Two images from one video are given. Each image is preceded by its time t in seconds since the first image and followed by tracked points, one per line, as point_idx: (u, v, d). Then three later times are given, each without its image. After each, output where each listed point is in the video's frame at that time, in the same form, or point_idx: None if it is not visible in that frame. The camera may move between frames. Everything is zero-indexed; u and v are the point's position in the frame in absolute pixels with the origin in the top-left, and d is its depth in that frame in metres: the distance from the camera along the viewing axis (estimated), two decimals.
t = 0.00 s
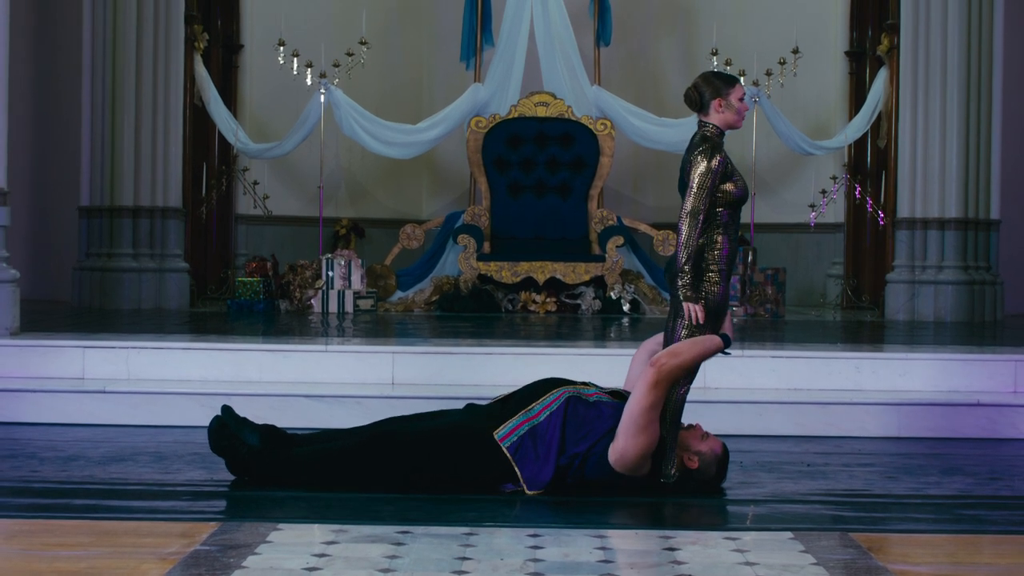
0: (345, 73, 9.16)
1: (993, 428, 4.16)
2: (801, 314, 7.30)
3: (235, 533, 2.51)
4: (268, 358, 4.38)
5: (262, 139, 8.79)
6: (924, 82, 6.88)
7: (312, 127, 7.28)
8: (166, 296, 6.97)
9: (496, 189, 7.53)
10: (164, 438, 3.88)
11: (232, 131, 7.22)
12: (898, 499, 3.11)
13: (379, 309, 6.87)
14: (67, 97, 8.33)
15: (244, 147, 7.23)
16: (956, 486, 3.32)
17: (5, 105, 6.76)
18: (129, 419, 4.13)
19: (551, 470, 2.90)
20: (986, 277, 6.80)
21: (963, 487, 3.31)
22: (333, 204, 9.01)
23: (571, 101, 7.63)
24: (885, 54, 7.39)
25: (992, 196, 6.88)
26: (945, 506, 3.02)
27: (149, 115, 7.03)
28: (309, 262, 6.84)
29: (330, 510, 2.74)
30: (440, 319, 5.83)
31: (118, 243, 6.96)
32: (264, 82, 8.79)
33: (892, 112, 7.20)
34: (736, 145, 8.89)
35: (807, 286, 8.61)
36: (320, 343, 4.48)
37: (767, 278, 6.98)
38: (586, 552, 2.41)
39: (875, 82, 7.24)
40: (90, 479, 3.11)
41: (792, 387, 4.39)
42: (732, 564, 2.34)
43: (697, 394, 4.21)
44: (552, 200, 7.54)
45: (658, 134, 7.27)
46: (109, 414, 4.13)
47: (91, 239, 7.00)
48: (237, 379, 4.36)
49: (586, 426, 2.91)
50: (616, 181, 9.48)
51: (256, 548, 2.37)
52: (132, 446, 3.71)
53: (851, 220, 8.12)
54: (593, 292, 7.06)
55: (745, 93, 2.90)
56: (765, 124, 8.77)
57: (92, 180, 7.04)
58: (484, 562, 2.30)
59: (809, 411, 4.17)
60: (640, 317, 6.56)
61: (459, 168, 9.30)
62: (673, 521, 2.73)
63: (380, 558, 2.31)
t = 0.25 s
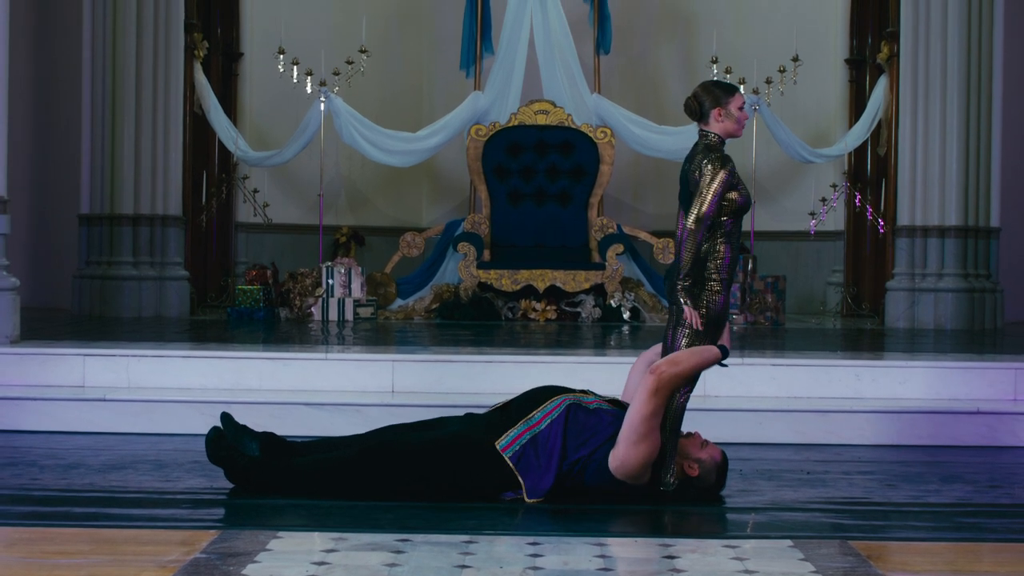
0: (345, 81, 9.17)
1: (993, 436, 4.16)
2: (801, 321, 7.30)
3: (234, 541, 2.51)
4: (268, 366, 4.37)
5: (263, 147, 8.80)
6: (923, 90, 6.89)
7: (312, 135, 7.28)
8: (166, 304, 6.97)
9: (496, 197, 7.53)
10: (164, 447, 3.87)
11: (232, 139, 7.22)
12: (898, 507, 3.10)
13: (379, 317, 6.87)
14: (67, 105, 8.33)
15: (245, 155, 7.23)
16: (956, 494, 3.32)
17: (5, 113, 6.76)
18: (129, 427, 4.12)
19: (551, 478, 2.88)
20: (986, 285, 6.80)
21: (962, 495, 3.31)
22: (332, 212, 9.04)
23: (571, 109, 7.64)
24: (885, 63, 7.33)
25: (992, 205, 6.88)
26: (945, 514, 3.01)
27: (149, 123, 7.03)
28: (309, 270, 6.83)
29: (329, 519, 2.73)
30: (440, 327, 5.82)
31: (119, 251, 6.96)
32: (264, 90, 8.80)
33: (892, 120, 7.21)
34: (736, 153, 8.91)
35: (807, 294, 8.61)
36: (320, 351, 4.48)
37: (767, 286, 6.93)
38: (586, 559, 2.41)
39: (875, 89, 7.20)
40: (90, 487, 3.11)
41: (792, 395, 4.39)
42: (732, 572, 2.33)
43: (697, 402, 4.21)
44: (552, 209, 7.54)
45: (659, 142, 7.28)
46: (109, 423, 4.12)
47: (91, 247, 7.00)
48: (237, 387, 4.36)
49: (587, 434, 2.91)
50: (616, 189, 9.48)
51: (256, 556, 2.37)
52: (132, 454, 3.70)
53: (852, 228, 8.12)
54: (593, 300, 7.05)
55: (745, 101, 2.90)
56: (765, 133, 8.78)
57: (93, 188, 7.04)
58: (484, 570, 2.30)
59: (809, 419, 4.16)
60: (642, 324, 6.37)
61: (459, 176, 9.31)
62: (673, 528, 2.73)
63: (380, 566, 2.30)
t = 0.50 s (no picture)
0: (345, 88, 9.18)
1: (992, 442, 4.17)
2: (800, 328, 7.30)
3: (233, 547, 2.50)
4: (267, 373, 4.38)
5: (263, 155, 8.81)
6: (922, 97, 6.89)
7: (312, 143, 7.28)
8: (166, 311, 6.98)
9: (496, 205, 7.53)
10: (164, 453, 3.87)
11: (232, 146, 7.23)
12: (896, 514, 3.10)
13: (379, 324, 6.87)
14: (67, 113, 8.35)
15: (244, 162, 7.24)
16: (955, 501, 3.32)
17: (6, 121, 6.77)
18: (128, 435, 4.12)
19: (551, 485, 2.90)
20: (985, 292, 6.80)
21: (961, 502, 3.31)
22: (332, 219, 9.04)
23: (571, 117, 7.67)
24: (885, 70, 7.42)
25: (991, 212, 6.89)
26: (943, 521, 3.01)
27: (149, 130, 7.04)
28: (309, 277, 6.83)
29: (328, 525, 2.73)
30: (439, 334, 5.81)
31: (118, 259, 6.96)
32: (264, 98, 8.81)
33: (892, 127, 7.21)
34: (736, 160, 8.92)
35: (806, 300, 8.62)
36: (320, 358, 4.48)
37: (767, 293, 6.94)
38: (584, 566, 2.41)
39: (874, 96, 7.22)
40: (89, 494, 3.11)
41: (791, 401, 4.39)
42: None
43: (696, 409, 4.21)
44: (552, 216, 7.55)
45: (659, 150, 7.28)
46: (108, 430, 4.12)
47: (91, 254, 7.00)
48: (236, 394, 4.36)
49: (588, 442, 2.90)
50: (616, 197, 9.49)
51: (254, 563, 2.37)
52: (131, 461, 3.70)
53: (851, 235, 8.13)
54: (592, 307, 7.04)
55: (744, 109, 2.91)
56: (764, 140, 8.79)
57: (93, 196, 7.05)
58: None
59: (808, 426, 4.17)
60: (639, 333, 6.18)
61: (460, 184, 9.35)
62: (672, 535, 2.73)
63: (378, 573, 2.30)
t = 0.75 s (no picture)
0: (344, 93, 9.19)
1: (990, 447, 4.18)
2: (799, 333, 7.30)
3: (230, 551, 2.50)
4: (266, 378, 4.38)
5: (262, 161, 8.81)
6: (922, 102, 6.90)
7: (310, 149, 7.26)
8: (166, 316, 6.97)
9: (495, 210, 7.52)
10: (163, 458, 3.87)
11: (232, 152, 7.24)
12: (895, 518, 3.10)
13: (379, 330, 6.87)
14: (66, 119, 8.35)
15: (244, 168, 7.24)
16: (953, 505, 3.32)
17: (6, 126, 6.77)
18: (127, 440, 4.12)
19: (552, 489, 2.89)
20: (985, 297, 6.80)
21: (960, 506, 3.31)
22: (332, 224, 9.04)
23: (571, 122, 7.67)
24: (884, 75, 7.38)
25: (991, 218, 6.89)
26: (941, 524, 3.01)
27: (148, 135, 7.04)
28: (308, 282, 6.80)
29: (325, 529, 2.73)
30: (439, 339, 5.81)
31: (118, 264, 6.96)
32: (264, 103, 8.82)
33: (891, 133, 7.21)
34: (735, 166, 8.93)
35: (806, 305, 8.64)
36: (319, 363, 4.48)
37: (766, 299, 6.96)
38: (582, 570, 2.40)
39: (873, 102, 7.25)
40: (87, 498, 3.10)
41: (790, 406, 4.40)
42: None
43: (695, 414, 4.22)
44: (552, 221, 7.54)
45: (658, 155, 7.29)
46: (107, 435, 4.12)
47: (91, 260, 7.00)
48: (235, 399, 4.37)
49: (589, 444, 2.91)
50: (616, 202, 9.49)
51: (252, 566, 2.36)
52: (130, 465, 3.70)
53: (851, 241, 8.13)
54: (592, 312, 7.03)
55: (747, 114, 2.94)
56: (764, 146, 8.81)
57: (93, 202, 7.06)
58: None
59: (807, 431, 4.18)
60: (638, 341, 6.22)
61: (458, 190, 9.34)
62: (670, 538, 2.72)
63: None
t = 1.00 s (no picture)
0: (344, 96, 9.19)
1: (988, 450, 4.19)
2: (797, 336, 7.31)
3: (227, 553, 2.50)
4: (264, 382, 4.39)
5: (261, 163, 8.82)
6: (920, 104, 6.90)
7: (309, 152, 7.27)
8: (164, 319, 6.97)
9: (492, 213, 7.53)
10: (160, 460, 3.88)
11: (230, 154, 7.24)
12: (892, 520, 3.10)
13: (377, 333, 6.86)
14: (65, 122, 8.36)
15: (242, 170, 7.24)
16: (951, 507, 3.32)
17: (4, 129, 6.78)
18: (124, 443, 4.12)
19: (551, 492, 2.88)
20: (982, 300, 6.80)
21: (958, 509, 3.31)
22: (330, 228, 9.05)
23: (569, 126, 7.68)
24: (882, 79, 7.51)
25: (989, 221, 6.89)
26: (938, 527, 3.01)
27: (147, 137, 7.04)
28: (306, 285, 6.84)
29: (322, 531, 2.73)
30: (437, 342, 5.80)
31: (116, 267, 6.96)
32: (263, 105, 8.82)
33: (890, 136, 7.22)
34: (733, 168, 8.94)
35: (805, 309, 8.60)
36: (316, 366, 4.49)
37: (764, 302, 6.95)
38: (578, 572, 2.40)
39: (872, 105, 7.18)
40: (84, 501, 3.10)
41: (788, 409, 4.41)
42: None
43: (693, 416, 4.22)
44: (550, 225, 7.54)
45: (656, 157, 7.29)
46: (105, 439, 4.12)
47: (89, 263, 7.01)
48: (233, 402, 4.38)
49: (588, 447, 2.90)
50: (614, 204, 9.50)
51: (248, 568, 2.36)
52: (127, 468, 3.70)
53: (849, 244, 8.14)
54: (590, 316, 7.04)
55: (755, 118, 2.93)
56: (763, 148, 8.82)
57: (91, 205, 7.07)
58: None
59: (804, 433, 4.18)
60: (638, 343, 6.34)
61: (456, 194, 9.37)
62: (667, 541, 2.72)
63: None
